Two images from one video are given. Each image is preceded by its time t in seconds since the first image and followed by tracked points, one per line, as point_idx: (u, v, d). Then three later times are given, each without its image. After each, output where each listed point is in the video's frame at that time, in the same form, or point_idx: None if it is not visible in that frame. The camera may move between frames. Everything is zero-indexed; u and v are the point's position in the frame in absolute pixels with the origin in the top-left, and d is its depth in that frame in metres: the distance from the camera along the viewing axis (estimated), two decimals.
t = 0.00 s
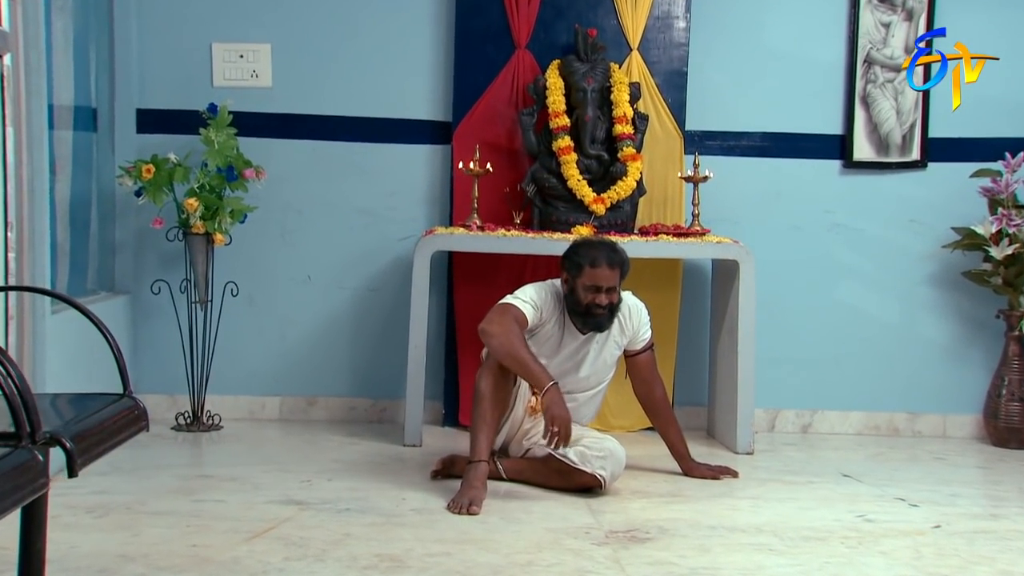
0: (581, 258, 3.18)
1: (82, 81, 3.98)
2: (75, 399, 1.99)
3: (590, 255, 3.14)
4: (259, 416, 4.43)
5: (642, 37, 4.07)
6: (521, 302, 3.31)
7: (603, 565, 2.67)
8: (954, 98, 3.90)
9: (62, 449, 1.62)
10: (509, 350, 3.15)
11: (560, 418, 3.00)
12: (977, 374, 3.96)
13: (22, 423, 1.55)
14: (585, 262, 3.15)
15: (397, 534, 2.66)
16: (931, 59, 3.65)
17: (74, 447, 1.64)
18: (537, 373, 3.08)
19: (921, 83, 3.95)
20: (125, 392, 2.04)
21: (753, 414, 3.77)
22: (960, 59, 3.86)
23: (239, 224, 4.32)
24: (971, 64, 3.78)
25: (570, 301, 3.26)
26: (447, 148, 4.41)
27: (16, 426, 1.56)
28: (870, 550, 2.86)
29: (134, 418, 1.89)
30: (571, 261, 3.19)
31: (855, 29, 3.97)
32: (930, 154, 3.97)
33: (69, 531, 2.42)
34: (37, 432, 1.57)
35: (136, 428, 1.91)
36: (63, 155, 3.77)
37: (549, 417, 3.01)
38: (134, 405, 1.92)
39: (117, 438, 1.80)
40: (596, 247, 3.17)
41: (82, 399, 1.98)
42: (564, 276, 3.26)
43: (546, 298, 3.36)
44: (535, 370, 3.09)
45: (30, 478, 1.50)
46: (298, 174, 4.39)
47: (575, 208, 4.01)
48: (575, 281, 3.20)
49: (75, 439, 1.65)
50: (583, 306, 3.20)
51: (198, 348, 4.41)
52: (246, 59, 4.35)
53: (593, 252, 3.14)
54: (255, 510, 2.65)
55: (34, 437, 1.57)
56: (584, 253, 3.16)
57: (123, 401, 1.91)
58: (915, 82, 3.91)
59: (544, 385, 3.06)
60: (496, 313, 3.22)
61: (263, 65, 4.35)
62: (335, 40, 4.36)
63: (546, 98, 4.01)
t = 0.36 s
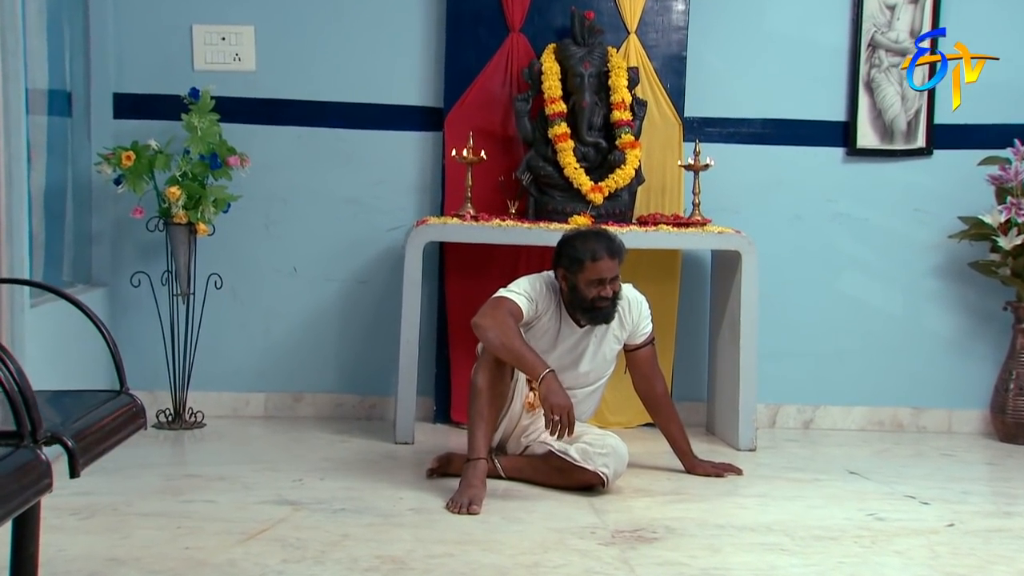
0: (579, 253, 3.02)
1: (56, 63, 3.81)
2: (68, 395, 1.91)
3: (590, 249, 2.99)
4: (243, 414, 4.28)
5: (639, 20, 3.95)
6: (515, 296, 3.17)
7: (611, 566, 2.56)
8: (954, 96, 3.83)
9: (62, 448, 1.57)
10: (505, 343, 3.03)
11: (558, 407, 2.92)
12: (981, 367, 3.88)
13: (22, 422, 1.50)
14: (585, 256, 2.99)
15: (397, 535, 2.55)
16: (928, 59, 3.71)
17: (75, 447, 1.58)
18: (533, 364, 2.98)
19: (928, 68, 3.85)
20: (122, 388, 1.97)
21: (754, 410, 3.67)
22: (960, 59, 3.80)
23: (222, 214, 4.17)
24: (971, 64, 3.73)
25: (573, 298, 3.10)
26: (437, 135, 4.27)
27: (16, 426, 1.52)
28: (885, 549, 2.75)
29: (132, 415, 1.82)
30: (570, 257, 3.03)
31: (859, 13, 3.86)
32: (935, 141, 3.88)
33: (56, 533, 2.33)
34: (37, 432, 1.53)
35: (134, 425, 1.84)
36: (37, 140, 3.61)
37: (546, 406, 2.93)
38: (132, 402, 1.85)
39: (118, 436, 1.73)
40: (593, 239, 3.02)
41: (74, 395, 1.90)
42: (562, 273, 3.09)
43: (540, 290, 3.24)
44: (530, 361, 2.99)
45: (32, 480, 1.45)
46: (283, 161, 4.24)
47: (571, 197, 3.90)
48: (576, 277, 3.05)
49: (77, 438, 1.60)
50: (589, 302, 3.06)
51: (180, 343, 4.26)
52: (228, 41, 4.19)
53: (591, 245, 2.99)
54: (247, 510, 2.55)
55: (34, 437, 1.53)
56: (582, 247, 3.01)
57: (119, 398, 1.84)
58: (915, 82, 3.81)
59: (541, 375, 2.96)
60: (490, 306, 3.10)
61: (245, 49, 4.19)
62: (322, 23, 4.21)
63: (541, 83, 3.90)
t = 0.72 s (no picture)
0: (581, 250, 2.91)
1: (30, 47, 3.64)
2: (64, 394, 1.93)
3: (593, 245, 2.88)
4: (226, 412, 4.14)
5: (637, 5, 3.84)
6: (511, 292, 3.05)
7: (620, 569, 2.45)
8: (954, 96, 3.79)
9: (66, 449, 1.60)
10: (501, 339, 2.93)
11: (553, 404, 2.83)
12: (985, 363, 3.82)
13: (27, 423, 1.53)
14: (588, 253, 2.88)
15: (396, 537, 2.44)
16: (929, 59, 3.74)
17: (78, 447, 1.62)
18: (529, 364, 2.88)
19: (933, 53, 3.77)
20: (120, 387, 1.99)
21: (757, 407, 3.58)
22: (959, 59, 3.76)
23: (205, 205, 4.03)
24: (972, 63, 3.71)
25: (574, 298, 2.98)
26: (428, 124, 4.14)
27: (21, 426, 1.54)
28: (899, 550, 2.65)
29: (131, 414, 1.85)
30: (572, 255, 2.91)
31: None
32: (939, 130, 3.81)
33: (42, 539, 2.23)
34: (42, 433, 1.55)
35: (134, 424, 1.86)
36: (11, 128, 3.46)
37: (542, 405, 2.84)
38: (130, 400, 1.88)
39: (118, 436, 1.76)
40: (595, 235, 2.91)
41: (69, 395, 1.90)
42: (563, 273, 2.97)
43: (537, 285, 3.12)
44: (525, 359, 2.90)
45: (42, 480, 1.47)
46: (268, 151, 4.10)
47: (568, 188, 3.80)
48: (578, 275, 2.93)
49: (80, 439, 1.63)
50: (592, 301, 2.94)
51: (161, 339, 4.11)
52: (210, 26, 4.04)
53: (594, 242, 2.89)
54: (239, 513, 2.45)
55: (39, 437, 1.55)
56: (583, 244, 2.90)
57: (118, 397, 1.87)
58: (915, 81, 3.76)
59: (537, 372, 2.87)
60: (486, 302, 2.99)
61: (228, 33, 4.05)
62: (307, 7, 4.08)
63: (537, 70, 3.79)
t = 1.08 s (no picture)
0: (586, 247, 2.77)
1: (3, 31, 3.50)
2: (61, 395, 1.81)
3: (599, 242, 2.73)
4: (210, 413, 4.00)
5: None
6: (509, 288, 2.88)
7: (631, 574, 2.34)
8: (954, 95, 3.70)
9: (73, 452, 1.48)
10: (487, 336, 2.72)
11: (529, 397, 2.58)
12: (991, 360, 3.75)
13: (34, 423, 1.41)
14: (594, 250, 2.74)
15: (398, 541, 2.33)
16: (927, 59, 3.62)
17: (86, 450, 1.50)
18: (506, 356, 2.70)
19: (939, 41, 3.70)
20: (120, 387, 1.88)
21: (760, 405, 3.49)
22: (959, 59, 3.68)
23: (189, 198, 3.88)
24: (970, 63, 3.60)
25: (578, 296, 2.85)
26: (419, 114, 4.02)
27: (26, 429, 1.41)
28: (917, 554, 2.53)
29: (134, 415, 1.73)
30: (577, 252, 2.77)
31: None
32: (946, 121, 3.73)
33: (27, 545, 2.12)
34: (48, 435, 1.43)
35: (137, 424, 1.74)
36: None
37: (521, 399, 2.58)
38: (132, 400, 1.76)
39: (123, 438, 1.64)
40: (601, 231, 2.76)
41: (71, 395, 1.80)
42: (568, 269, 2.84)
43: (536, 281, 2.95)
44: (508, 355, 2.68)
45: (51, 484, 1.36)
46: (255, 142, 3.97)
47: (566, 180, 3.69)
48: (583, 273, 2.80)
49: (87, 441, 1.51)
50: (597, 300, 2.81)
51: (144, 337, 3.98)
52: (193, 11, 3.90)
53: (600, 239, 2.74)
54: (233, 518, 2.34)
55: (45, 440, 1.42)
56: (589, 241, 2.76)
57: (119, 397, 1.75)
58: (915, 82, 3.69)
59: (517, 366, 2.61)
60: (480, 300, 2.82)
61: (211, 19, 3.91)
62: None
63: (533, 58, 3.67)
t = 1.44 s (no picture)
0: (598, 238, 2.68)
1: None
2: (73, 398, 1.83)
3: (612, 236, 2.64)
4: (200, 416, 3.87)
5: None
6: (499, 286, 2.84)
7: None
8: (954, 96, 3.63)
9: (90, 455, 1.50)
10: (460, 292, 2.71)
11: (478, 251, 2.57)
12: (1002, 360, 3.68)
13: (52, 429, 1.42)
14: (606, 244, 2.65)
15: (407, 549, 2.23)
16: (929, 59, 3.58)
17: (102, 454, 1.52)
18: (472, 271, 2.64)
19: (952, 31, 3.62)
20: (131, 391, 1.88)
21: (770, 407, 3.39)
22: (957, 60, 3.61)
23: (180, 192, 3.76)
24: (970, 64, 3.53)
25: (587, 289, 2.76)
26: (417, 107, 3.90)
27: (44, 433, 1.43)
28: (941, 561, 2.42)
29: (145, 420, 1.74)
30: (588, 244, 2.68)
31: None
32: (959, 114, 3.65)
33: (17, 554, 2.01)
34: (65, 438, 1.45)
35: (148, 429, 1.75)
36: None
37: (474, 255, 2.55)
38: (144, 405, 1.77)
39: (136, 444, 1.65)
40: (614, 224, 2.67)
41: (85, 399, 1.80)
42: (577, 261, 2.75)
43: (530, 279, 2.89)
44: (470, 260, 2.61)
45: (72, 489, 1.36)
46: (248, 135, 3.85)
47: (569, 175, 3.60)
48: (593, 266, 2.71)
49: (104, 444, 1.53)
50: (606, 294, 2.72)
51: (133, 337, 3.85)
52: None
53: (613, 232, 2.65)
54: (234, 524, 2.24)
55: (62, 443, 1.45)
56: (601, 234, 2.67)
57: (131, 401, 1.76)
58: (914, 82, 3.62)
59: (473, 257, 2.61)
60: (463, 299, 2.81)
61: (202, 7, 3.78)
62: None
63: (536, 49, 3.57)
